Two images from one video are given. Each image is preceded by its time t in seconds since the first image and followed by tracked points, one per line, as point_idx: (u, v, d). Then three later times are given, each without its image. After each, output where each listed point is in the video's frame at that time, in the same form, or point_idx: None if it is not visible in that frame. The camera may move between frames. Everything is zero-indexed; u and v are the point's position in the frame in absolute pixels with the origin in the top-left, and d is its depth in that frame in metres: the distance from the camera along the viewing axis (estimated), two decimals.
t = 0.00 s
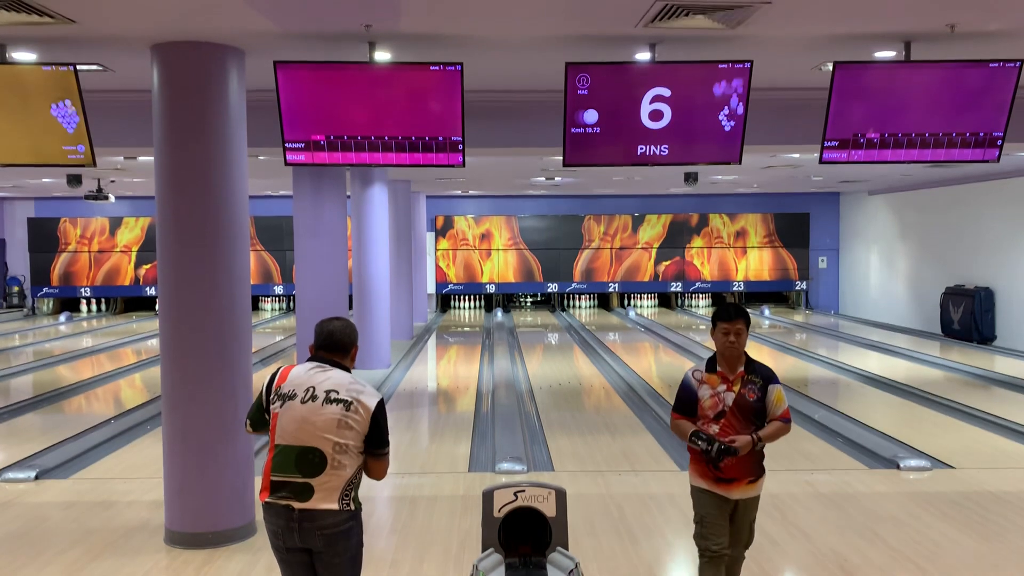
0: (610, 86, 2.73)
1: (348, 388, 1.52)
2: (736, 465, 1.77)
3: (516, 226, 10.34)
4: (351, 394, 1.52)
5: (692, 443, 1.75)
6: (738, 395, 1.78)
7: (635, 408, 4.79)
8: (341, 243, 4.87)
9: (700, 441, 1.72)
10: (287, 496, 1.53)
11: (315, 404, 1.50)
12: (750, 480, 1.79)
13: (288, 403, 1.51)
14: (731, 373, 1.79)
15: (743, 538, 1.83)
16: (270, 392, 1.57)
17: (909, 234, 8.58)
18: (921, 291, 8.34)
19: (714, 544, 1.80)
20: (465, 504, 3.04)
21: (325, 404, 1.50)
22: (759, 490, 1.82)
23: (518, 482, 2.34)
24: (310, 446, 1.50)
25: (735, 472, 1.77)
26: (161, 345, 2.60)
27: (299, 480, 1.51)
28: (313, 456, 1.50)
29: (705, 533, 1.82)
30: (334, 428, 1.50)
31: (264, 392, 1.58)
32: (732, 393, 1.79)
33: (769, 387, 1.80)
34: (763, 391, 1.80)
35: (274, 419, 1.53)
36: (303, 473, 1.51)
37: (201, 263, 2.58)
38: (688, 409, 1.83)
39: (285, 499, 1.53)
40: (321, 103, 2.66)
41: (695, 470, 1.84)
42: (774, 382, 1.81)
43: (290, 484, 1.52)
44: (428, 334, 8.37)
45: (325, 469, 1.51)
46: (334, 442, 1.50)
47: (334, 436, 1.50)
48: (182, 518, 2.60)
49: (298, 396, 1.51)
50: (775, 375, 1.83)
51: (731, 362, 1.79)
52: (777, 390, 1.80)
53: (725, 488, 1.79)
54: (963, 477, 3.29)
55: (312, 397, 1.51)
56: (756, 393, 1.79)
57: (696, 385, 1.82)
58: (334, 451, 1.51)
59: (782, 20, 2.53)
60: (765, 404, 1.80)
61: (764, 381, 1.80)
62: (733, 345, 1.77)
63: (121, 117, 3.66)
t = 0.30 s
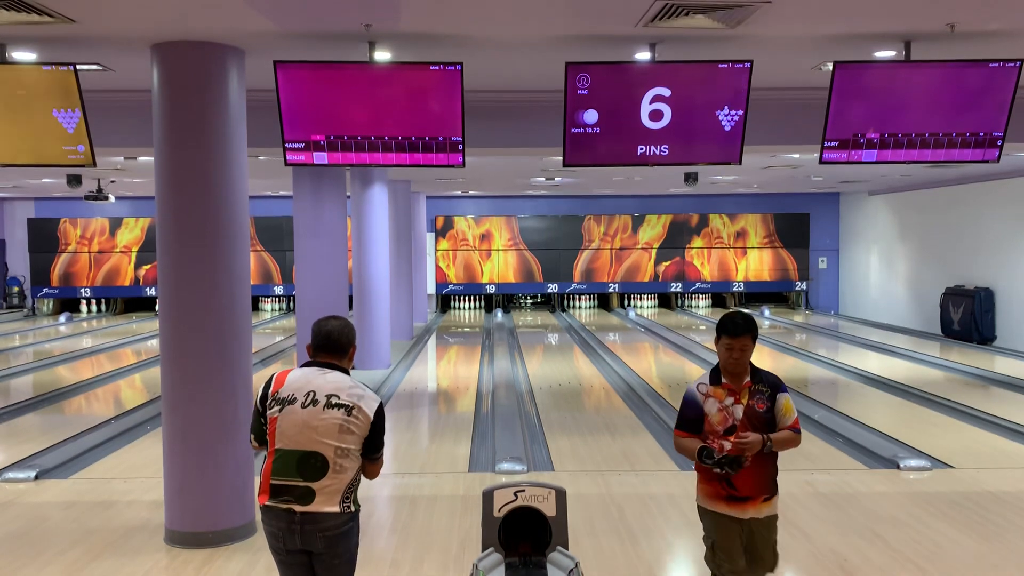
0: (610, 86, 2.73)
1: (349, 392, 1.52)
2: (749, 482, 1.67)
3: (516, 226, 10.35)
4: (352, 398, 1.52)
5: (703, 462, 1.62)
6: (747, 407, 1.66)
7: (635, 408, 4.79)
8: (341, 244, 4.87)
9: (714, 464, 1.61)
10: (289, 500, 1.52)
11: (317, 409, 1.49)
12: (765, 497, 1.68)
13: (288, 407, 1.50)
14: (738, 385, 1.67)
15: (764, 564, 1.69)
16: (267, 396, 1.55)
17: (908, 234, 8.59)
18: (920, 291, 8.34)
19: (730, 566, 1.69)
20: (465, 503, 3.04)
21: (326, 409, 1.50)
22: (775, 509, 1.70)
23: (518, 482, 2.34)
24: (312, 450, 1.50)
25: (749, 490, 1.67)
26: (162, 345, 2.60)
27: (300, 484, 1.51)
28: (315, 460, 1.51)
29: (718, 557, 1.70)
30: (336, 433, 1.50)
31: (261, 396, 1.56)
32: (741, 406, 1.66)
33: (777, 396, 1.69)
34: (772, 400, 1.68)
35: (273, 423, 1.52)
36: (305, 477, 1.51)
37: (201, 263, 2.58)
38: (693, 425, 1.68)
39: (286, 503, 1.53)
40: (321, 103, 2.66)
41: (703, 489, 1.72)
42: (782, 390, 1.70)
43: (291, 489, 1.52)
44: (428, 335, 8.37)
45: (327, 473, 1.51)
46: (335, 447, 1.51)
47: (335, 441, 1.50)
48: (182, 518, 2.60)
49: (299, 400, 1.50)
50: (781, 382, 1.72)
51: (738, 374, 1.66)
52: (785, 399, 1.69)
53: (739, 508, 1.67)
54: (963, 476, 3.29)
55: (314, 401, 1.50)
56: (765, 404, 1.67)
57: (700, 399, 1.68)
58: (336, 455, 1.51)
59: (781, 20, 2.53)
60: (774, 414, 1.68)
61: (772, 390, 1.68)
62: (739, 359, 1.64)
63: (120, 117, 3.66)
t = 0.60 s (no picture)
0: (610, 86, 2.73)
1: (345, 393, 1.52)
2: (762, 496, 1.60)
3: (516, 226, 10.35)
4: (348, 399, 1.52)
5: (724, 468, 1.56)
6: (760, 415, 1.61)
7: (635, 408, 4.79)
8: (341, 243, 4.88)
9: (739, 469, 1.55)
10: (287, 503, 1.53)
11: (312, 411, 1.49)
12: (779, 512, 1.61)
13: (284, 409, 1.51)
14: (750, 391, 1.61)
15: None
16: (264, 399, 1.56)
17: (909, 233, 8.59)
18: (920, 291, 8.34)
19: None
20: (465, 504, 3.04)
21: (322, 410, 1.49)
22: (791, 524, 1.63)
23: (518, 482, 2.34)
24: (309, 453, 1.50)
25: (760, 505, 1.60)
26: (161, 346, 2.60)
27: (298, 487, 1.51)
28: (312, 462, 1.50)
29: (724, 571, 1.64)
30: (333, 435, 1.50)
31: (259, 399, 1.57)
32: (754, 413, 1.61)
33: (789, 402, 1.64)
34: (784, 407, 1.64)
35: (269, 426, 1.52)
36: (302, 479, 1.51)
37: (201, 263, 2.58)
38: (704, 433, 1.62)
39: (285, 506, 1.53)
40: (321, 103, 2.66)
41: (709, 501, 1.66)
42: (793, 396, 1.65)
43: (289, 491, 1.52)
44: (428, 335, 8.37)
45: (324, 475, 1.51)
46: (332, 449, 1.50)
47: (332, 442, 1.50)
48: (182, 518, 2.60)
49: (294, 402, 1.51)
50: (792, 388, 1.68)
51: (750, 381, 1.61)
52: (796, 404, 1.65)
53: (752, 523, 1.60)
54: (963, 476, 3.29)
55: (309, 403, 1.50)
56: (778, 411, 1.62)
57: (711, 406, 1.62)
58: (333, 457, 1.51)
59: (782, 20, 2.53)
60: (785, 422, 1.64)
61: (784, 396, 1.64)
62: (751, 364, 1.58)
63: (120, 117, 3.66)
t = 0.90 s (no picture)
0: (610, 86, 2.73)
1: (342, 393, 1.52)
2: (780, 524, 1.45)
3: (516, 226, 10.35)
4: (347, 399, 1.52)
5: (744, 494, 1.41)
6: (785, 437, 1.45)
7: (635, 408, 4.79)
8: (341, 243, 4.88)
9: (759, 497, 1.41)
10: (287, 505, 1.53)
11: (311, 411, 1.49)
12: (799, 544, 1.46)
13: (283, 411, 1.51)
14: (775, 411, 1.45)
15: None
16: (262, 400, 1.56)
17: (908, 234, 8.59)
18: (920, 291, 8.34)
19: None
20: (465, 503, 3.04)
21: (320, 411, 1.49)
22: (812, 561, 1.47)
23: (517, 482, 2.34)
24: (308, 454, 1.50)
25: (778, 533, 1.45)
26: (161, 346, 2.60)
27: (298, 488, 1.51)
28: (311, 463, 1.50)
29: None
30: (332, 435, 1.50)
31: (257, 402, 1.57)
32: (777, 434, 1.45)
33: (818, 426, 1.47)
34: (812, 431, 1.47)
35: (268, 428, 1.52)
36: (302, 481, 1.51)
37: (200, 263, 2.58)
38: (722, 452, 1.46)
39: (286, 508, 1.53)
40: (321, 103, 2.66)
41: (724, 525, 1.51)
42: (823, 419, 1.48)
43: (289, 493, 1.52)
44: (428, 335, 8.37)
45: (324, 476, 1.51)
46: (332, 449, 1.50)
47: (331, 443, 1.50)
48: (182, 518, 2.60)
49: (293, 403, 1.51)
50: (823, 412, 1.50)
51: (776, 400, 1.45)
52: (826, 429, 1.48)
53: (766, 552, 1.45)
54: (963, 477, 3.28)
55: (307, 403, 1.50)
56: (804, 434, 1.46)
57: (731, 423, 1.46)
58: (332, 458, 1.51)
59: (782, 21, 2.53)
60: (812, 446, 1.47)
61: (813, 419, 1.47)
62: (777, 381, 1.43)
63: (120, 117, 3.66)
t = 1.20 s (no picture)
0: (609, 87, 2.73)
1: (344, 394, 1.52)
2: (802, 537, 1.36)
3: (516, 226, 10.34)
4: (348, 400, 1.52)
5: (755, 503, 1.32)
6: (810, 444, 1.35)
7: (635, 408, 4.79)
8: (341, 243, 4.88)
9: (769, 505, 1.30)
10: (287, 505, 1.53)
11: (312, 412, 1.49)
12: (822, 561, 1.36)
13: (284, 412, 1.51)
14: (800, 416, 1.35)
15: None
16: (263, 401, 1.56)
17: (908, 234, 8.59)
18: (920, 291, 8.34)
19: None
20: (465, 503, 3.04)
21: (321, 412, 1.49)
22: None
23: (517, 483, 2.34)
24: (309, 455, 1.50)
25: (800, 547, 1.36)
26: (161, 345, 2.60)
27: (298, 489, 1.51)
28: (312, 464, 1.50)
29: None
30: (333, 437, 1.50)
31: (258, 402, 1.57)
32: (801, 441, 1.35)
33: (850, 433, 1.36)
34: (843, 439, 1.36)
35: (269, 428, 1.52)
36: (302, 482, 1.51)
37: (200, 262, 2.58)
38: (743, 456, 1.39)
39: (286, 509, 1.53)
40: (320, 103, 2.66)
41: (745, 537, 1.44)
42: (857, 427, 1.36)
43: (289, 494, 1.52)
44: (428, 335, 8.37)
45: (325, 477, 1.51)
46: (332, 451, 1.50)
47: (332, 444, 1.50)
48: (182, 518, 2.60)
49: (294, 404, 1.50)
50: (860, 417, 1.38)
51: (802, 404, 1.35)
52: (861, 435, 1.36)
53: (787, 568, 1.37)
54: (963, 477, 3.28)
55: (308, 405, 1.50)
56: (834, 442, 1.35)
57: (752, 426, 1.38)
58: (333, 459, 1.51)
59: (782, 21, 2.53)
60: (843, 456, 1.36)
61: (845, 426, 1.35)
62: (802, 382, 1.33)
63: (120, 117, 3.66)
